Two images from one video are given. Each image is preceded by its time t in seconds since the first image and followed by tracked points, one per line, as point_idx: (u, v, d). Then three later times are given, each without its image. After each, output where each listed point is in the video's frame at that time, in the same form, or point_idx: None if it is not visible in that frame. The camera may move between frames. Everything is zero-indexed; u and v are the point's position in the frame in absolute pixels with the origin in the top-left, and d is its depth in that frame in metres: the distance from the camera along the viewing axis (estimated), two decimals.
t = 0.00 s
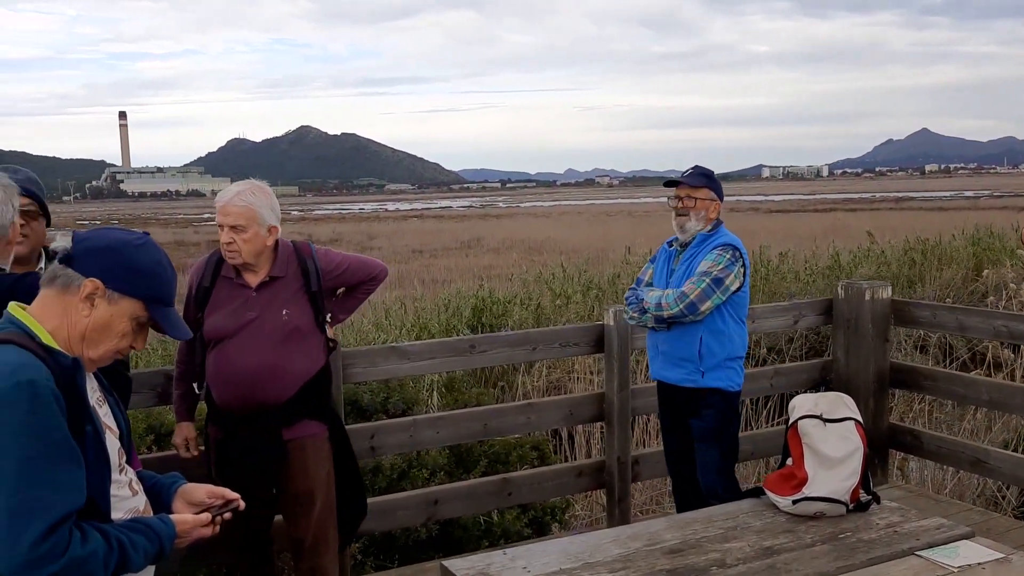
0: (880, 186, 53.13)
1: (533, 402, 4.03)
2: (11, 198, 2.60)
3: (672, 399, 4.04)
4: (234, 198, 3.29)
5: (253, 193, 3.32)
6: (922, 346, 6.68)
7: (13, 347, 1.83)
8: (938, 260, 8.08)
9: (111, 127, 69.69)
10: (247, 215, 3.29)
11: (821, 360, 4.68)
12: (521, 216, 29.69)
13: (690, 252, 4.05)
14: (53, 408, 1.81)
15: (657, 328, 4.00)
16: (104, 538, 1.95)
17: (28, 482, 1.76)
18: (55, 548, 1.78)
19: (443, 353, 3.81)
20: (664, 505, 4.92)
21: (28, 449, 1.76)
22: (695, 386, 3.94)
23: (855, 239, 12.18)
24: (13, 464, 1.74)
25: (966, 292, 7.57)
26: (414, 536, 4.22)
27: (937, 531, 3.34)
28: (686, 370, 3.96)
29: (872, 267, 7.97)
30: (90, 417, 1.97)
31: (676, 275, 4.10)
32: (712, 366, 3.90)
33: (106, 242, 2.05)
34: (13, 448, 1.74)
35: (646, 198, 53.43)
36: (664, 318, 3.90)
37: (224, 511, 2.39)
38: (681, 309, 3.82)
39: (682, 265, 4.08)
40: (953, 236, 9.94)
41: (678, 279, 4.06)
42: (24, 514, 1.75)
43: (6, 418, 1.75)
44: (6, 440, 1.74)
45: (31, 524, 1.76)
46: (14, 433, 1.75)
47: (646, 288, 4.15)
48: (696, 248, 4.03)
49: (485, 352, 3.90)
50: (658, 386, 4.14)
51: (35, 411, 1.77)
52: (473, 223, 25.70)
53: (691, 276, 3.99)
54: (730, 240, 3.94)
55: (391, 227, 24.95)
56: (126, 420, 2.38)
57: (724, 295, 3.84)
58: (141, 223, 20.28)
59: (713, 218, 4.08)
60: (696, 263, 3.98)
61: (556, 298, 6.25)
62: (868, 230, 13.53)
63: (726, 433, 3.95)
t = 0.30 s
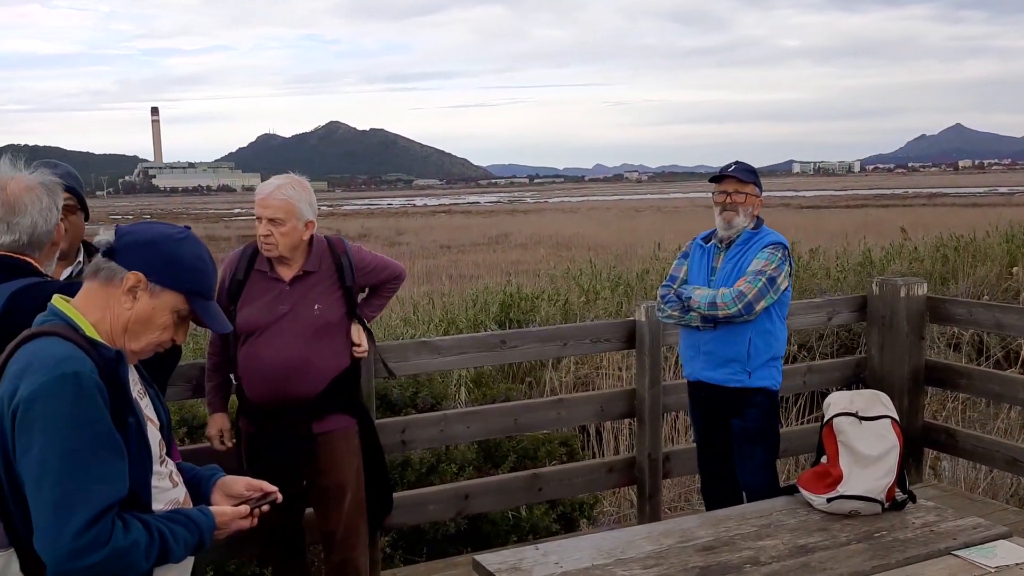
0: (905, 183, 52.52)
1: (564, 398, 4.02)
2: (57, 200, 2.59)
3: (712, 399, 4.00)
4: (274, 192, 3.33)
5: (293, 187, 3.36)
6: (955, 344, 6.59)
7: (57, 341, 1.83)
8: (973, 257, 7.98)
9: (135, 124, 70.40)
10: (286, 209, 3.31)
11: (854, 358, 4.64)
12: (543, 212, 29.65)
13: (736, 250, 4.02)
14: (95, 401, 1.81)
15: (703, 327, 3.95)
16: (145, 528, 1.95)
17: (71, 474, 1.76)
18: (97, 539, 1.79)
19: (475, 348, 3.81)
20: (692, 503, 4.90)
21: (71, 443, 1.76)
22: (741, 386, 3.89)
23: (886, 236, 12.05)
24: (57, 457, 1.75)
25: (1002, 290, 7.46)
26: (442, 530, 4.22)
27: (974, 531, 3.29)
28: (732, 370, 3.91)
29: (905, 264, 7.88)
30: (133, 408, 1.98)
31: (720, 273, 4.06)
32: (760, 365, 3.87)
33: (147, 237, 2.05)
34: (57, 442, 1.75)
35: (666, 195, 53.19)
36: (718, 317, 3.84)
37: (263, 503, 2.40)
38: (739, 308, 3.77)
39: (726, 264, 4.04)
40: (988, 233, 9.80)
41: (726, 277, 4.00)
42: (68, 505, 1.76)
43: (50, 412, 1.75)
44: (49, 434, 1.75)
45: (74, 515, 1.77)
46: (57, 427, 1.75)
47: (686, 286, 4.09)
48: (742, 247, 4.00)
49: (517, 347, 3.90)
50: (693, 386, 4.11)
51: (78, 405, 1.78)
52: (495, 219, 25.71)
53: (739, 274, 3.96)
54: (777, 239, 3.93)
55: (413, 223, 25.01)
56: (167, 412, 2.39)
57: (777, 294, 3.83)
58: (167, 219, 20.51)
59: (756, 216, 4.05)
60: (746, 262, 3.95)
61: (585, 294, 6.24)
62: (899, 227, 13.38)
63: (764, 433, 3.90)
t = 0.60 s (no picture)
0: (922, 178, 52.08)
1: (583, 394, 4.04)
2: (87, 200, 2.59)
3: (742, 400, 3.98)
4: (304, 183, 3.38)
5: (321, 180, 3.42)
6: (976, 341, 6.56)
7: (90, 335, 1.86)
8: (995, 253, 7.92)
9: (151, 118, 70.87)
10: (314, 200, 3.36)
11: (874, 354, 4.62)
12: (559, 207, 29.65)
13: (775, 247, 4.05)
14: (128, 393, 1.83)
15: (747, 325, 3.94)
16: (176, 520, 1.96)
17: (105, 464, 1.77)
18: (129, 528, 1.80)
19: (495, 343, 3.83)
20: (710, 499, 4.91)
21: (104, 433, 1.77)
22: (787, 384, 3.90)
23: (906, 231, 11.98)
24: (91, 447, 1.76)
25: None
26: (461, 524, 4.25)
27: (995, 529, 3.28)
28: (777, 369, 3.91)
29: (926, 260, 7.84)
30: (163, 402, 1.99)
31: (757, 271, 4.06)
32: (805, 363, 3.90)
33: (178, 231, 2.07)
34: (90, 432, 1.76)
35: (681, 190, 53.01)
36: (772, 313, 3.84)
37: (289, 496, 2.43)
38: (795, 304, 3.80)
39: (764, 261, 4.05)
40: (1011, 229, 9.72)
41: (769, 273, 4.01)
42: (100, 495, 1.77)
43: (84, 403, 1.77)
44: (83, 424, 1.76)
45: (107, 505, 1.77)
46: (91, 418, 1.77)
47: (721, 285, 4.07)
48: (779, 244, 4.04)
49: (536, 342, 3.92)
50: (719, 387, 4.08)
51: (112, 396, 1.79)
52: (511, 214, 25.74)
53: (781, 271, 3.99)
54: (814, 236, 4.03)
55: (429, 218, 25.10)
56: (196, 405, 2.42)
57: (820, 290, 3.92)
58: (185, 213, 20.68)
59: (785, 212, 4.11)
60: (789, 258, 3.99)
61: (603, 289, 6.26)
62: (920, 223, 13.28)
63: (798, 430, 3.91)
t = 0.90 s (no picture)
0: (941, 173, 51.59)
1: (602, 391, 4.04)
2: (94, 199, 2.51)
3: (776, 399, 3.94)
4: (318, 176, 3.41)
5: (336, 173, 3.44)
6: (999, 339, 6.50)
7: (116, 330, 1.86)
8: (1018, 251, 7.84)
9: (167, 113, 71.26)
10: (329, 192, 3.37)
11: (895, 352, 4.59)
12: (575, 202, 29.59)
13: (795, 244, 4.09)
14: (155, 389, 1.83)
15: (779, 321, 3.91)
16: (201, 515, 1.97)
17: (132, 458, 1.78)
18: (156, 522, 1.81)
19: (514, 340, 3.83)
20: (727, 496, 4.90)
21: (132, 428, 1.79)
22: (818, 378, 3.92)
23: (928, 227, 11.87)
24: (119, 442, 1.77)
25: None
26: (479, 520, 4.27)
27: (1018, 528, 3.25)
28: (808, 364, 3.92)
29: (948, 257, 7.77)
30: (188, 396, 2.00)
31: (782, 268, 4.06)
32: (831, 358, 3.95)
33: (203, 226, 2.07)
34: (118, 427, 1.77)
35: (696, 185, 52.77)
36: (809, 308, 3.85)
37: (311, 492, 2.45)
38: (832, 297, 3.85)
39: (788, 258, 4.06)
40: None
41: (794, 269, 4.03)
42: (128, 489, 1.78)
43: (111, 398, 1.78)
44: (111, 419, 1.77)
45: (134, 498, 1.78)
46: (119, 413, 1.78)
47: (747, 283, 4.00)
48: (798, 240, 4.09)
49: (555, 338, 3.92)
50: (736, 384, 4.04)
51: (139, 391, 1.80)
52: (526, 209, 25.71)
53: (805, 266, 4.03)
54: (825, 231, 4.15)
55: (445, 213, 25.13)
56: (219, 400, 2.43)
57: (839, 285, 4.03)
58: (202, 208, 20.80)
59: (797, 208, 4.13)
60: (813, 253, 4.04)
61: (620, 286, 6.25)
62: (942, 220, 13.15)
63: (822, 426, 3.95)
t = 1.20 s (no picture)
0: (956, 170, 51.18)
1: (619, 388, 4.04)
2: (99, 197, 2.51)
3: (792, 392, 3.87)
4: (318, 171, 3.39)
5: (336, 167, 3.43)
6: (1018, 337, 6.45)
7: (144, 328, 1.87)
8: None
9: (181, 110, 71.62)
10: (331, 185, 3.36)
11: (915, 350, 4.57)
12: (589, 199, 29.56)
13: (794, 241, 4.10)
14: (183, 388, 1.84)
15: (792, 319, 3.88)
16: (228, 514, 1.98)
17: (161, 457, 1.80)
18: (185, 521, 1.82)
19: (531, 336, 3.83)
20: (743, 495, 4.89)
21: (160, 427, 1.80)
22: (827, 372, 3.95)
23: (947, 225, 11.78)
24: (147, 441, 1.78)
25: None
26: (495, 516, 4.28)
27: None
28: (817, 359, 3.92)
29: (967, 254, 7.72)
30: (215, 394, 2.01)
31: (785, 266, 4.05)
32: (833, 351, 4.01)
33: (228, 223, 2.07)
34: (147, 426, 1.78)
35: (708, 182, 52.56)
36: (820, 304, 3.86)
37: (334, 488, 2.45)
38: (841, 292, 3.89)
39: (789, 256, 4.06)
40: None
41: (797, 266, 4.05)
42: (156, 488, 1.79)
43: (140, 397, 1.79)
44: (140, 418, 1.78)
45: (162, 497, 1.80)
46: (147, 411, 1.79)
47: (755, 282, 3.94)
48: (796, 237, 4.10)
49: (572, 335, 3.92)
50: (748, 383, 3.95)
51: (168, 390, 1.81)
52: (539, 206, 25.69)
53: (806, 263, 4.05)
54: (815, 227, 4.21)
55: (459, 210, 25.18)
56: (240, 397, 2.44)
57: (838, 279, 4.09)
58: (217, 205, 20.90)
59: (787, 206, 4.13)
60: (812, 249, 4.10)
61: (636, 283, 6.25)
62: (960, 217, 13.05)
63: (824, 416, 3.98)
